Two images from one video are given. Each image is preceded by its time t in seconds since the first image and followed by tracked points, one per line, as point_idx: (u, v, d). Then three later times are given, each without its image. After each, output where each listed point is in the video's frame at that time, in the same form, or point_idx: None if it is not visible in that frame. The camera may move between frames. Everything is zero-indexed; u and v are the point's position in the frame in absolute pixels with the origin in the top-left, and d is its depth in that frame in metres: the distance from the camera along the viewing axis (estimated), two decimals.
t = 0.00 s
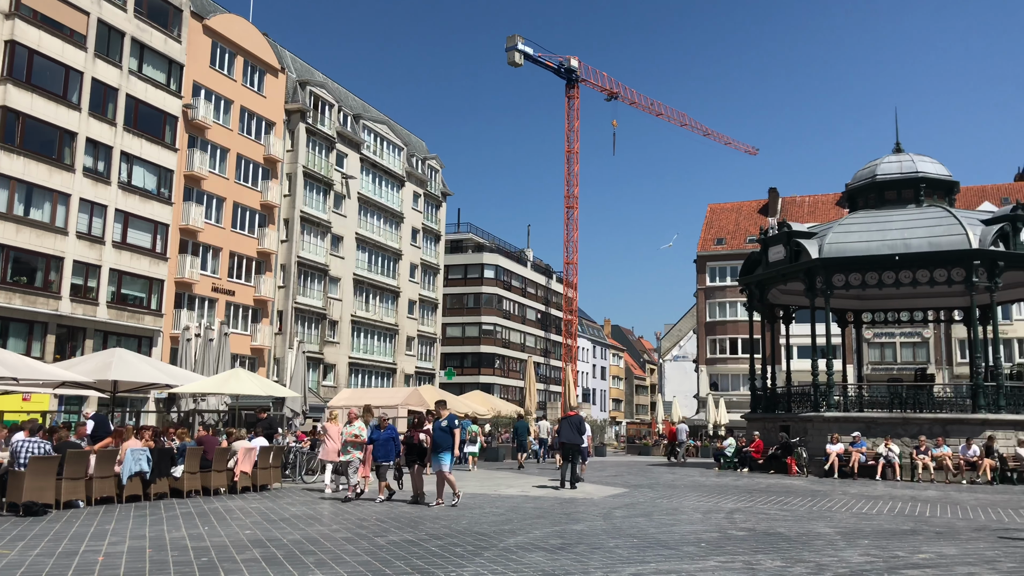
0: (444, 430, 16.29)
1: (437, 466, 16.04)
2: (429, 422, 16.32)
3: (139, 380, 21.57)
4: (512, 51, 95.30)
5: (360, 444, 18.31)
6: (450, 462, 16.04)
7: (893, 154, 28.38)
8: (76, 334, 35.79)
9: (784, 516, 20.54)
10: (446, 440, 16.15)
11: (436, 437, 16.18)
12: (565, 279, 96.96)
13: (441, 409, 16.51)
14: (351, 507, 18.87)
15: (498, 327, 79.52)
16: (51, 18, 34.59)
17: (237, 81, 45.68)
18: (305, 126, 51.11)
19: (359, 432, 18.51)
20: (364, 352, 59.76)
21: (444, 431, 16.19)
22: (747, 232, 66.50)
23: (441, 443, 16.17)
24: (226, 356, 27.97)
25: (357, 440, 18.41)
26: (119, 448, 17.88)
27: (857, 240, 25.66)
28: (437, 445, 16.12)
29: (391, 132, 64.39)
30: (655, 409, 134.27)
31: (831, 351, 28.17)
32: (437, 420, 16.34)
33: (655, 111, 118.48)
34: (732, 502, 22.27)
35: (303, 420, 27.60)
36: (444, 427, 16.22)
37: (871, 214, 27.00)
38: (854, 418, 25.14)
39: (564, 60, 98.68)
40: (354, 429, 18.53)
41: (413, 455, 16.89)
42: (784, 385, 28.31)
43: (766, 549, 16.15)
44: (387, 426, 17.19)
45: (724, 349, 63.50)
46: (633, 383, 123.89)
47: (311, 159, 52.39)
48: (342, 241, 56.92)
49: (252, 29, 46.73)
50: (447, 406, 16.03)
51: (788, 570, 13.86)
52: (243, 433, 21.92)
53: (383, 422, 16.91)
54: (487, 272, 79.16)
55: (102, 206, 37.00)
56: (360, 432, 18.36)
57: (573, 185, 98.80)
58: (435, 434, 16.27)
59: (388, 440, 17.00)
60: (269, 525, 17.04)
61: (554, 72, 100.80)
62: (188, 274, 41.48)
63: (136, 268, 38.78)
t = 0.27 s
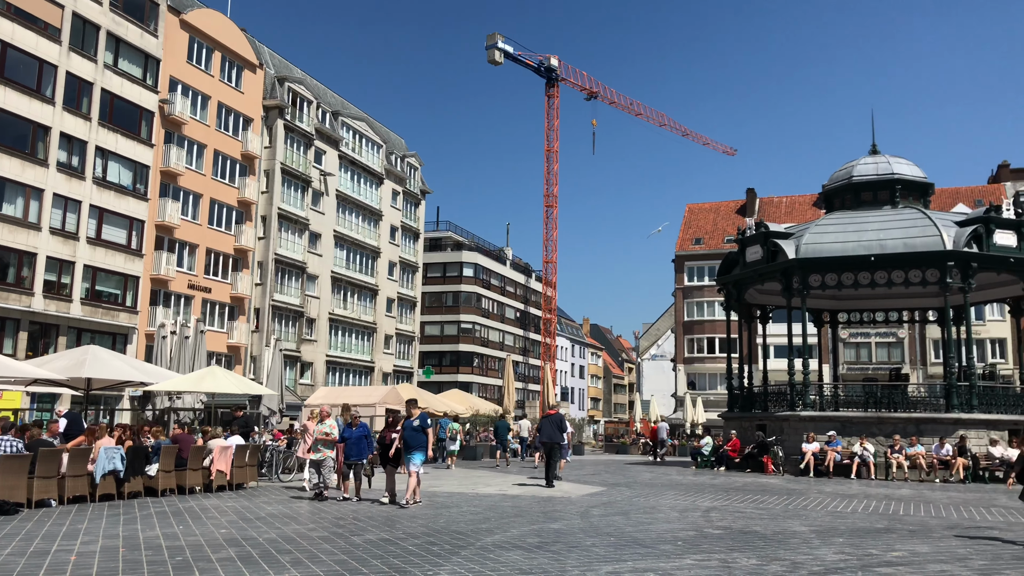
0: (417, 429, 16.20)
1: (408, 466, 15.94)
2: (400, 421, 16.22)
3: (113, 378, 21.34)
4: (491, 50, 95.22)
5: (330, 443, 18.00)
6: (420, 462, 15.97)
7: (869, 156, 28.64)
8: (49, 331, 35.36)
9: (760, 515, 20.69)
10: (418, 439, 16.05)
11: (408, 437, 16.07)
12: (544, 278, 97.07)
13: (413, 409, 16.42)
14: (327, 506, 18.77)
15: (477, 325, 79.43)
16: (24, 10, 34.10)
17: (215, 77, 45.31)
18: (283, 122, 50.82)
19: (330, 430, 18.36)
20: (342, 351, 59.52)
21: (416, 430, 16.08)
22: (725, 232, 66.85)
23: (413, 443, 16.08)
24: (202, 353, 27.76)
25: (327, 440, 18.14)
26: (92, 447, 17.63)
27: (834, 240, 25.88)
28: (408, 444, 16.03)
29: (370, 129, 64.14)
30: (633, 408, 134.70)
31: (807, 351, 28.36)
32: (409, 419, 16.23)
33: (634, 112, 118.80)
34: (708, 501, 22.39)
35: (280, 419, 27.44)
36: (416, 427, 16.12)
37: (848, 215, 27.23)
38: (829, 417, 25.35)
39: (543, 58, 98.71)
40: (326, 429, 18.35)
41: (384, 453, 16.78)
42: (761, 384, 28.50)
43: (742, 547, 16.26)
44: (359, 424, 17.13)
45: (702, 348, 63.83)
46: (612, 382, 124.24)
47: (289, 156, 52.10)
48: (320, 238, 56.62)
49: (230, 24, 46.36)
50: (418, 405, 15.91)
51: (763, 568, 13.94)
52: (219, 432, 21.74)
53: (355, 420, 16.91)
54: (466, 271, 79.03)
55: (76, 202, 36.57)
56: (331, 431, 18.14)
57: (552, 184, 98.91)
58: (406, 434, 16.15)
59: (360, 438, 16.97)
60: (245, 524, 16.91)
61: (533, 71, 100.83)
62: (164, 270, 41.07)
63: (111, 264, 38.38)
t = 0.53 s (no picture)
0: (389, 430, 16.22)
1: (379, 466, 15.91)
2: (374, 422, 16.24)
3: (89, 377, 21.14)
4: (473, 50, 95.16)
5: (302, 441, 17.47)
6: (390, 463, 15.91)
7: (848, 159, 28.89)
8: (25, 330, 34.98)
9: (739, 514, 20.81)
10: (390, 440, 16.08)
11: (380, 437, 16.09)
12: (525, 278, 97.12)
13: (387, 410, 16.46)
14: (307, 506, 18.69)
15: (458, 325, 79.34)
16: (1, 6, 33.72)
17: (195, 74, 44.98)
18: (263, 121, 50.55)
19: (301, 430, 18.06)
20: (322, 351, 59.27)
21: (388, 431, 16.12)
22: (705, 233, 67.16)
23: (385, 443, 16.08)
24: (181, 353, 27.57)
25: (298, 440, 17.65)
26: (68, 448, 17.46)
27: (813, 242, 26.09)
28: (381, 444, 16.03)
29: (351, 128, 63.92)
30: (614, 408, 135.03)
31: (786, 351, 28.56)
32: (382, 419, 16.27)
33: (616, 112, 119.09)
34: (688, 501, 22.50)
35: (260, 419, 27.30)
36: (388, 427, 16.16)
37: (827, 217, 27.44)
38: (808, 417, 25.53)
39: (525, 59, 98.77)
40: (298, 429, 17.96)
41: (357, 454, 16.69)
42: (740, 384, 28.68)
43: (721, 547, 16.36)
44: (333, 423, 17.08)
45: (682, 349, 64.11)
46: (592, 382, 124.50)
47: (270, 154, 51.85)
48: (300, 237, 56.36)
49: (210, 22, 46.06)
50: (393, 405, 15.95)
51: (742, 568, 14.01)
52: (198, 432, 21.58)
53: (328, 418, 16.94)
54: (447, 271, 78.90)
55: (53, 200, 36.20)
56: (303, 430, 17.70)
57: (534, 184, 98.99)
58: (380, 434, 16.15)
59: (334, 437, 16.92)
60: (224, 524, 16.81)
61: (515, 71, 100.81)
62: (143, 269, 40.72)
63: (89, 263, 38.03)
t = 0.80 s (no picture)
0: (362, 429, 16.08)
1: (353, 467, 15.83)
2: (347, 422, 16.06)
3: (65, 377, 20.92)
4: (455, 50, 95.08)
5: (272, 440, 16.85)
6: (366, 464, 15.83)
7: (826, 160, 29.13)
8: None
9: (717, 514, 20.93)
10: (364, 441, 15.96)
11: (354, 438, 15.94)
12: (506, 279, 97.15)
13: (360, 409, 16.31)
14: (286, 506, 18.61)
15: (438, 326, 79.23)
16: None
17: (173, 72, 44.62)
18: (243, 119, 50.26)
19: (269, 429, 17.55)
20: (302, 351, 58.99)
21: (362, 431, 16.00)
22: (685, 234, 67.46)
23: (359, 443, 15.98)
24: (159, 352, 27.36)
25: (267, 437, 17.06)
26: (42, 449, 17.29)
27: (792, 243, 26.29)
28: (355, 445, 15.93)
29: (332, 127, 63.67)
30: (594, 408, 135.34)
31: (764, 352, 28.73)
32: (355, 419, 16.09)
33: (597, 113, 119.41)
34: (667, 500, 22.60)
35: (238, 419, 27.13)
36: (361, 427, 16.03)
37: (805, 218, 27.66)
38: (786, 417, 25.71)
39: (507, 59, 98.82)
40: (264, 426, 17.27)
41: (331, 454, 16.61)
42: (719, 384, 28.84)
43: (699, 546, 16.46)
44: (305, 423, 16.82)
45: (662, 349, 64.39)
46: (573, 382, 124.73)
47: (249, 153, 51.54)
48: (279, 237, 56.06)
49: (189, 19, 45.71)
50: (368, 405, 15.78)
51: (718, 567, 14.07)
52: (175, 433, 21.41)
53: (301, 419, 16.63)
54: (428, 271, 78.76)
55: (28, 198, 35.80)
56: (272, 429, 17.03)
57: (515, 184, 99.07)
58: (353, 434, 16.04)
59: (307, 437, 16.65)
60: (201, 525, 16.69)
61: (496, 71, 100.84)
62: (120, 268, 40.36)
63: (65, 262, 37.63)
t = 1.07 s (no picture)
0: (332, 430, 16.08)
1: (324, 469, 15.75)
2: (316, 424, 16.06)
3: (38, 378, 20.67)
4: (435, 50, 94.94)
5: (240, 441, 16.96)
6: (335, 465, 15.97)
7: (804, 164, 29.39)
8: None
9: (695, 515, 21.04)
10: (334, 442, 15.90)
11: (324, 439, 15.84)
12: (486, 280, 97.14)
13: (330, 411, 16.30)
14: (263, 508, 18.49)
15: (417, 327, 79.05)
16: None
17: (151, 70, 44.22)
18: (221, 119, 49.91)
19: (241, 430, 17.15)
20: (279, 352, 58.65)
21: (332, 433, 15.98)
22: (665, 236, 67.70)
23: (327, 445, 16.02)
24: (135, 353, 27.08)
25: (237, 438, 17.25)
26: (14, 451, 17.09)
27: (769, 246, 26.49)
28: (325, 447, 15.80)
29: (311, 127, 63.36)
30: (573, 409, 135.54)
31: (742, 353, 28.89)
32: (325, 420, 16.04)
33: (577, 115, 119.63)
34: (645, 501, 22.67)
35: (215, 421, 26.93)
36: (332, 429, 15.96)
37: (782, 221, 27.88)
38: (764, 419, 25.85)
39: (487, 60, 98.81)
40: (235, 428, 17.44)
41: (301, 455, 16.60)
42: (698, 386, 28.99)
43: (676, 547, 16.54)
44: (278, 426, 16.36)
45: (641, 351, 64.62)
46: (552, 384, 124.85)
47: (227, 153, 51.20)
48: (257, 237, 55.72)
49: (166, 17, 45.34)
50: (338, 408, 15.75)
51: (695, 568, 14.11)
52: (151, 434, 21.21)
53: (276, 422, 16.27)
54: (407, 271, 78.55)
55: (2, 197, 35.34)
56: (241, 430, 17.18)
57: (495, 185, 99.06)
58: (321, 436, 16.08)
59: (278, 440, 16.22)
60: (176, 528, 16.55)
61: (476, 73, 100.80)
62: (95, 268, 39.96)
63: (39, 262, 37.20)
